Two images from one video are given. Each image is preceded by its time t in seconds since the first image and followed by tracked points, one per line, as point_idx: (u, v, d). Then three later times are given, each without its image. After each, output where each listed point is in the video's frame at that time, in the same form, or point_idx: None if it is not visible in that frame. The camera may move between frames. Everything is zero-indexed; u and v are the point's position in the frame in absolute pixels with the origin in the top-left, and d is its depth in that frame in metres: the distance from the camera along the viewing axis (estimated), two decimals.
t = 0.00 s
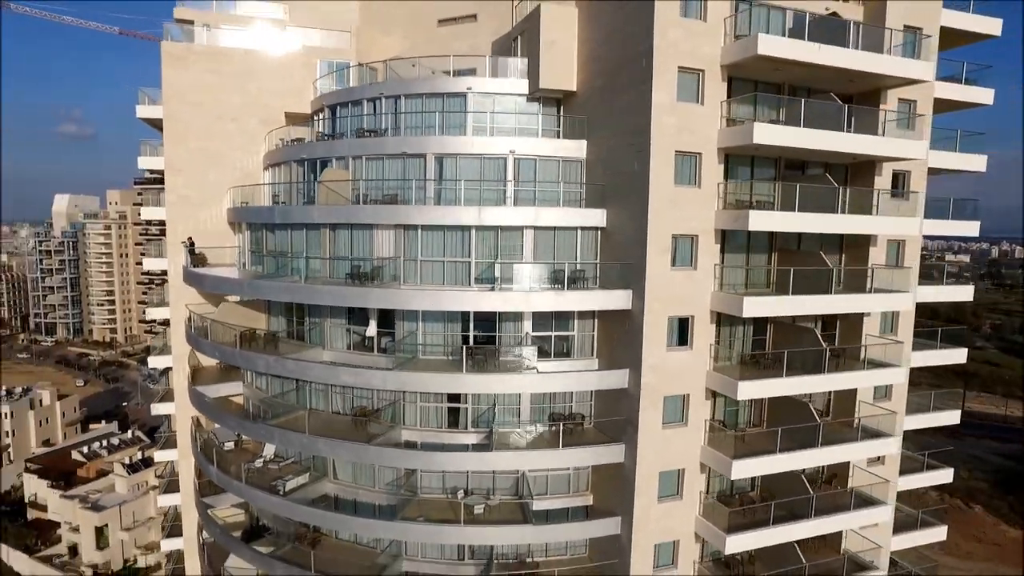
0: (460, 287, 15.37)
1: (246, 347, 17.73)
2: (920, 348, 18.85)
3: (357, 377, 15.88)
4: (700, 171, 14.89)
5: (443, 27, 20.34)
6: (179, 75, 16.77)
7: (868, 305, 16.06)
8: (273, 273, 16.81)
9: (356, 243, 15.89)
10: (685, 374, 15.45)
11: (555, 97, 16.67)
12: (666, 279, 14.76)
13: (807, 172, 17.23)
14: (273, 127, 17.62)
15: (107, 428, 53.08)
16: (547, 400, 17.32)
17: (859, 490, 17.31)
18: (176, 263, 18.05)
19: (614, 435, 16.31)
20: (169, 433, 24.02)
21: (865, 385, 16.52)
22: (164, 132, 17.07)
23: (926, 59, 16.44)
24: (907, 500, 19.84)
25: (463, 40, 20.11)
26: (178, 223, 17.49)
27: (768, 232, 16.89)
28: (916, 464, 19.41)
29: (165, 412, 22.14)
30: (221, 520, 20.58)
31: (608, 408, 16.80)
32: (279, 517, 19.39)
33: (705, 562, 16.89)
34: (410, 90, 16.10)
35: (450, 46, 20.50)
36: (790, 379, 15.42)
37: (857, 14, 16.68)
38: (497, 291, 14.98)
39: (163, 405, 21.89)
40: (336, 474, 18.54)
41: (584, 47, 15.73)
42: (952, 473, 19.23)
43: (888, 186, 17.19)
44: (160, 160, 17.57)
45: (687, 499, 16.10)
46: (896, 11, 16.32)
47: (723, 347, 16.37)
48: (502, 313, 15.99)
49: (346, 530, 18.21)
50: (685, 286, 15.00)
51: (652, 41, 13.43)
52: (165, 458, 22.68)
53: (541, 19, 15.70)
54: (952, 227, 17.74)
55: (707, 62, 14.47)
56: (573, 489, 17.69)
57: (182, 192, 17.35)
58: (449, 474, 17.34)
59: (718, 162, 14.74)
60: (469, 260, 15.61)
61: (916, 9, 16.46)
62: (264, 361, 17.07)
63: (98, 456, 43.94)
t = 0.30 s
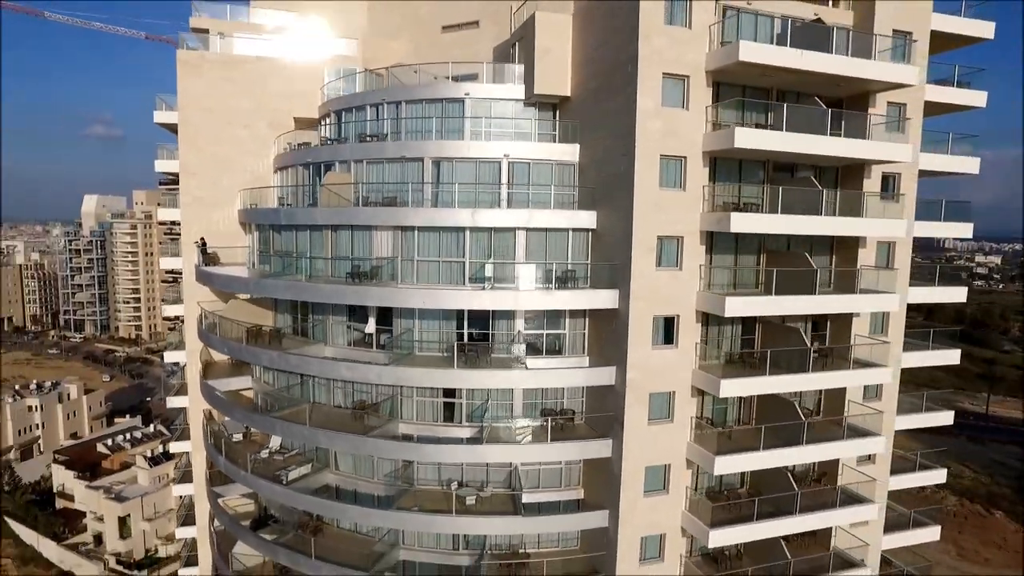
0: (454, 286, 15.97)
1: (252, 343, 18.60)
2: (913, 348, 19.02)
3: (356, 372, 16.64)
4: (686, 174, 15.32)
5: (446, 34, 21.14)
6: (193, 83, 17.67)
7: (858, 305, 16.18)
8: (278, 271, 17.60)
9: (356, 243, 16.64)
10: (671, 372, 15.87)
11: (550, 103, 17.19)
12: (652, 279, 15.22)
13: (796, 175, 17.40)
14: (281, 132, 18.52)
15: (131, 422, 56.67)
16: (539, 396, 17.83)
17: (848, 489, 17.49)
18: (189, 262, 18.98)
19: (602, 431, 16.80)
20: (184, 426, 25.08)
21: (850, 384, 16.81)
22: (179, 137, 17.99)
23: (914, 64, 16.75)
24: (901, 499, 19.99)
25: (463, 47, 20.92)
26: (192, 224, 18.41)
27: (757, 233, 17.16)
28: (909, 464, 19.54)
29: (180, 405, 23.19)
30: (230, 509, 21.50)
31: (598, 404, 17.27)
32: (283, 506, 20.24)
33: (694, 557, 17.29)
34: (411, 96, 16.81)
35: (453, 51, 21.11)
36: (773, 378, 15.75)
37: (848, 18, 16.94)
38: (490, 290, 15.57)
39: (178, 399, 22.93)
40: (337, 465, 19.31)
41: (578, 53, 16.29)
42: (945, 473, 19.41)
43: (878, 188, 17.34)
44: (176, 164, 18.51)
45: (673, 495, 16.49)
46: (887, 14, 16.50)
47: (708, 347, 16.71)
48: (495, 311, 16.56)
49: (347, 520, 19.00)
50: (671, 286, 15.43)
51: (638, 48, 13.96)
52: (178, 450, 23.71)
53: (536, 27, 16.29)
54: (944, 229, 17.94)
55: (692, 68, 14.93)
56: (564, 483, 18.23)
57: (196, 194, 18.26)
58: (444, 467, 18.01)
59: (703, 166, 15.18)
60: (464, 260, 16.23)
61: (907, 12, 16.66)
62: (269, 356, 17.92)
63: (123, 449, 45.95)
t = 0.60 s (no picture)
0: (452, 286, 16.60)
1: (260, 339, 19.49)
2: (908, 349, 19.17)
3: (357, 367, 17.40)
4: (674, 177, 15.73)
5: (450, 40, 22.17)
6: (208, 91, 18.55)
7: (848, 305, 16.38)
8: (286, 271, 18.43)
9: (359, 244, 17.43)
10: (660, 369, 16.31)
11: (548, 107, 17.72)
12: (641, 280, 15.69)
13: (788, 177, 17.60)
14: (292, 136, 19.35)
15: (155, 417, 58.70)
16: (534, 392, 18.36)
17: (838, 488, 17.69)
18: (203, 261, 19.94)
19: (594, 427, 17.30)
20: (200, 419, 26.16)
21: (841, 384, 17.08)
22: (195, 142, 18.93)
23: (904, 67, 16.99)
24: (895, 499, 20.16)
25: (467, 52, 21.97)
26: (206, 225, 19.35)
27: (747, 234, 17.48)
28: (903, 464, 19.72)
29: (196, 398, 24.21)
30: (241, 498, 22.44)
31: (591, 401, 17.75)
32: (290, 496, 21.13)
33: (685, 551, 17.73)
34: (413, 102, 17.52)
35: (459, 57, 22.26)
36: (758, 376, 16.09)
37: (841, 23, 17.21)
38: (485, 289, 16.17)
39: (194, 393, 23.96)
40: (340, 457, 20.10)
41: (574, 59, 16.83)
42: (938, 474, 19.39)
43: (869, 191, 17.50)
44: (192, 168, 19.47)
45: (662, 490, 16.92)
46: (879, 18, 16.70)
47: (697, 346, 17.08)
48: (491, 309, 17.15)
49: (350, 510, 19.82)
50: (659, 286, 15.86)
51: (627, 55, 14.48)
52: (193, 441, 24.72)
53: (533, 34, 16.86)
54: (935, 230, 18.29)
55: (680, 74, 15.35)
56: (558, 477, 18.76)
57: (211, 197, 19.20)
58: (442, 459, 18.67)
59: (690, 169, 15.61)
60: (461, 260, 16.85)
61: (902, 15, 16.83)
62: (276, 351, 18.78)
63: (145, 443, 47.65)
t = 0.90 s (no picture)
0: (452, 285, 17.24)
1: (270, 335, 20.38)
2: (903, 350, 19.34)
3: (360, 362, 18.16)
4: (665, 180, 16.15)
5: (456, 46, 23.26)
6: (223, 98, 19.46)
7: (839, 306, 16.63)
8: (295, 270, 19.27)
9: (364, 245, 18.20)
10: (650, 367, 16.77)
11: (547, 111, 18.24)
12: (631, 280, 16.18)
13: (780, 180, 17.86)
14: (303, 140, 20.17)
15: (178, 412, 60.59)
16: (532, 388, 18.93)
17: (831, 485, 17.90)
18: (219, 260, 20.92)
19: (588, 422, 17.84)
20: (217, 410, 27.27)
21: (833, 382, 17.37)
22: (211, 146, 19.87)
23: (897, 71, 17.16)
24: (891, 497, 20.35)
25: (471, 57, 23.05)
26: (222, 226, 20.32)
27: (739, 236, 17.82)
28: (898, 463, 19.89)
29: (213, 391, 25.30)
30: (252, 488, 23.47)
31: (586, 397, 18.27)
32: (299, 486, 22.03)
33: (678, 545, 18.19)
34: (417, 107, 18.21)
35: (465, 61, 23.03)
36: (744, 373, 16.54)
37: (834, 27, 17.43)
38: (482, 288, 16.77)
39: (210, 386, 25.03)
40: (346, 449, 20.91)
41: (572, 64, 17.37)
42: (933, 473, 19.45)
43: (862, 193, 17.60)
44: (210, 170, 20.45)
45: (653, 484, 17.38)
46: (872, 22, 16.86)
47: (688, 344, 17.50)
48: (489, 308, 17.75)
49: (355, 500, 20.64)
50: (649, 285, 16.32)
51: (617, 62, 15.03)
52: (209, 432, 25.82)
53: (533, 40, 17.43)
54: (931, 231, 18.51)
55: (670, 79, 15.76)
56: (555, 471, 19.32)
57: (226, 198, 20.15)
58: (442, 452, 19.37)
59: (680, 172, 16.03)
60: (460, 260, 17.47)
61: (897, 18, 16.96)
62: (284, 347, 19.66)
63: (167, 437, 49.46)
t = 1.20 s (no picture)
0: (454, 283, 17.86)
1: (282, 331, 21.27)
2: (899, 350, 19.51)
3: (366, 357, 18.92)
4: (659, 183, 16.61)
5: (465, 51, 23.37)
6: (240, 103, 20.37)
7: (831, 306, 16.87)
8: (306, 269, 20.13)
9: (371, 245, 18.95)
10: (644, 364, 17.24)
11: (549, 116, 18.78)
12: (625, 279, 16.68)
13: (775, 182, 18.17)
14: (316, 144, 21.04)
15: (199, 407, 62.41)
16: (532, 384, 19.45)
17: (824, 482, 18.27)
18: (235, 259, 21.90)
19: (585, 417, 18.39)
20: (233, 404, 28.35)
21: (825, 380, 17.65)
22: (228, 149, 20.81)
23: (891, 75, 17.33)
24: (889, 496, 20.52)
25: (481, 63, 23.21)
26: (238, 226, 21.26)
27: (734, 237, 18.20)
28: (896, 462, 20.06)
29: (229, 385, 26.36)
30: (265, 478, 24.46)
31: (584, 394, 18.77)
32: (310, 477, 22.88)
33: (673, 539, 18.62)
34: (425, 112, 18.90)
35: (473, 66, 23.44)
36: (734, 371, 16.89)
37: (830, 31, 17.65)
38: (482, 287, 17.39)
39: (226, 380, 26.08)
40: (354, 442, 21.72)
41: (573, 69, 17.89)
42: (932, 472, 19.56)
43: (856, 195, 17.75)
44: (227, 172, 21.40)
45: (648, 478, 17.84)
46: (867, 26, 17.01)
47: (684, 343, 17.97)
48: (489, 306, 18.34)
49: (362, 490, 21.43)
50: (643, 285, 16.79)
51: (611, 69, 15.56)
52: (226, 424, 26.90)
53: (535, 47, 18.00)
54: (928, 232, 18.61)
55: (664, 85, 16.19)
56: (554, 465, 19.82)
57: (242, 200, 21.08)
58: (445, 445, 20.04)
59: (674, 175, 16.46)
60: (462, 261, 18.08)
61: (893, 20, 17.07)
62: (295, 343, 20.53)
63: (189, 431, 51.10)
